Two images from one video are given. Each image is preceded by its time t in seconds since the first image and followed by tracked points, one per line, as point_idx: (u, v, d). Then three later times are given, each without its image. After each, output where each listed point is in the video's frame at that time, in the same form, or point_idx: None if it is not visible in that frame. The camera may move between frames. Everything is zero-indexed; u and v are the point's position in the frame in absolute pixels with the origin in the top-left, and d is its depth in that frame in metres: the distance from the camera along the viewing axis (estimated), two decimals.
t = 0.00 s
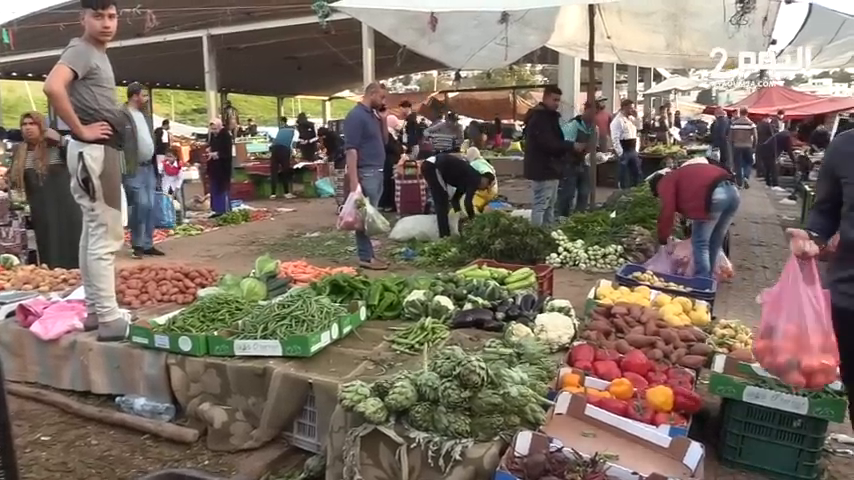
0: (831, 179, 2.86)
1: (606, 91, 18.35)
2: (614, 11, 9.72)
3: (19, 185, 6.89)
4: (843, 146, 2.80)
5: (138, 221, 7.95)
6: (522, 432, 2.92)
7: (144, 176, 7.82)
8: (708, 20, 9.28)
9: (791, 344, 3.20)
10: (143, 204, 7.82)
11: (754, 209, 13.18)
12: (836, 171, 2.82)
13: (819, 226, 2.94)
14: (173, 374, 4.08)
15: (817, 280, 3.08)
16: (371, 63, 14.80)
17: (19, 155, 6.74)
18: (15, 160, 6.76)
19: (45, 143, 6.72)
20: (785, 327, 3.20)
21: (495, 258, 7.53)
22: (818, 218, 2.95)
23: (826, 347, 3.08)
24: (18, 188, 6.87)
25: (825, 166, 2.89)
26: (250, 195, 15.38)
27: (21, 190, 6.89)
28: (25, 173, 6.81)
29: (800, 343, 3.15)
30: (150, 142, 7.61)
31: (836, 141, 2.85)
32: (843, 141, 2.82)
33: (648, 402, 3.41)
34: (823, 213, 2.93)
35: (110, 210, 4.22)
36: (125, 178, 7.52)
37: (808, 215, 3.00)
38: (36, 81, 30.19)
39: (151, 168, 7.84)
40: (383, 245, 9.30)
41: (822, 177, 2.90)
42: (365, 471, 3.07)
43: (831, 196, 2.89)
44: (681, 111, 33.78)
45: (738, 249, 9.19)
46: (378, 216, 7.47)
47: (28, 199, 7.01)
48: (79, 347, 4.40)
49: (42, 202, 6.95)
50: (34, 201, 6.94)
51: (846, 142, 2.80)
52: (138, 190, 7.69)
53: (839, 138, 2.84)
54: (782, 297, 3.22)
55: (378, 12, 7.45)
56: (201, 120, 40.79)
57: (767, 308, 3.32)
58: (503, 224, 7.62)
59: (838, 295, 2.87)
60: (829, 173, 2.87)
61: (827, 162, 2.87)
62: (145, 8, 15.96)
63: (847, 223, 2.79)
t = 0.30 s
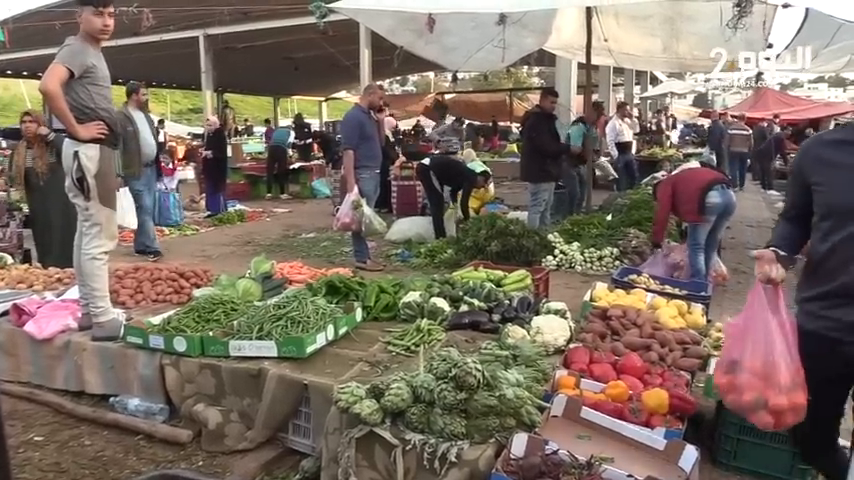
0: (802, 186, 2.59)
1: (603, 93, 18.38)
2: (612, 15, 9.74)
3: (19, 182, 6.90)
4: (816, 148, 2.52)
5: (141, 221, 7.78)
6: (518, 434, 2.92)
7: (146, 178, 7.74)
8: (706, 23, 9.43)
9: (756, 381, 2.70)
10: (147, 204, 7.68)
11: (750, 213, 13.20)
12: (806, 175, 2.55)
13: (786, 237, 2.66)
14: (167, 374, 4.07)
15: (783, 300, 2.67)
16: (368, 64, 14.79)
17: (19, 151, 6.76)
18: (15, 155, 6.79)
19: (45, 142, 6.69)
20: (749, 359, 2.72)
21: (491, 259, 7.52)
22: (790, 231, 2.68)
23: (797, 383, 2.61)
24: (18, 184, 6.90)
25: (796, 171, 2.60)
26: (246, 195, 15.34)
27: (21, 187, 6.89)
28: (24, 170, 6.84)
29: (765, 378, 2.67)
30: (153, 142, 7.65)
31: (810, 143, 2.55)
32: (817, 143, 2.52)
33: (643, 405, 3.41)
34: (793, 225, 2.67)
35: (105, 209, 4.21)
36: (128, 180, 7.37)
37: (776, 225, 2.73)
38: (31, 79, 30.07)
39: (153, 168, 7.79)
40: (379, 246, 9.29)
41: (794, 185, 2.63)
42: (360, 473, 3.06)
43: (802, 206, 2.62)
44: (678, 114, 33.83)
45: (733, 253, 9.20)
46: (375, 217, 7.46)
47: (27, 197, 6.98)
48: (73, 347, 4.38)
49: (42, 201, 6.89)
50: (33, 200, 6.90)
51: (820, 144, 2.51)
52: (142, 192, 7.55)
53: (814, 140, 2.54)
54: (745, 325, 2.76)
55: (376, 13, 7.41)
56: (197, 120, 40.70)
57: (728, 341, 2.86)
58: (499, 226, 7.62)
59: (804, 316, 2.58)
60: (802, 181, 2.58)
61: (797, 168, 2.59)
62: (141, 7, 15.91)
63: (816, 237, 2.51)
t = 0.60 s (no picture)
0: (769, 189, 2.37)
1: (600, 95, 18.39)
2: (609, 17, 9.74)
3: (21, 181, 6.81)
4: (784, 146, 2.30)
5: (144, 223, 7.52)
6: (515, 436, 2.91)
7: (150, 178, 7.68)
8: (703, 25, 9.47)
9: (717, 393, 2.45)
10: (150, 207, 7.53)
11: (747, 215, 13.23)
12: (774, 177, 2.32)
13: (752, 244, 2.45)
14: (164, 375, 4.06)
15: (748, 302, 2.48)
16: (365, 65, 14.79)
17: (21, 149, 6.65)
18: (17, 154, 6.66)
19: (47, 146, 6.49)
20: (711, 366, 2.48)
21: (488, 261, 7.53)
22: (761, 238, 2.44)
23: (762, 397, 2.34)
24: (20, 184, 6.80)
25: (762, 173, 2.38)
26: (243, 196, 15.31)
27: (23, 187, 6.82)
28: (27, 169, 6.73)
29: (729, 387, 2.42)
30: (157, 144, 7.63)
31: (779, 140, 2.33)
32: (785, 141, 2.30)
33: (640, 407, 3.41)
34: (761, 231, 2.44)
35: (102, 210, 4.19)
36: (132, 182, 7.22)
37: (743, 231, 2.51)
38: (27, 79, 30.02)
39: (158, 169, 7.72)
40: (376, 248, 9.29)
41: (761, 187, 2.40)
42: (357, 474, 3.06)
43: (772, 210, 2.39)
44: (675, 116, 33.84)
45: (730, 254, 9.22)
46: (372, 218, 7.45)
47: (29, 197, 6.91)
48: (69, 347, 4.37)
49: (45, 201, 6.85)
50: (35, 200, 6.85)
51: (789, 142, 2.29)
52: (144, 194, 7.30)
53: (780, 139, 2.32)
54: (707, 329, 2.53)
55: (373, 14, 7.39)
56: (194, 120, 40.65)
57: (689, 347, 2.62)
58: (496, 227, 7.64)
59: (773, 326, 2.37)
60: (769, 184, 2.36)
61: (764, 169, 2.36)
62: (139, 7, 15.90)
63: (789, 245, 2.29)
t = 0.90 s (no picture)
0: (715, 204, 2.02)
1: (601, 97, 18.40)
2: (611, 18, 9.74)
3: (25, 180, 6.77)
4: (723, 156, 1.96)
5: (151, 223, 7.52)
6: (516, 437, 2.90)
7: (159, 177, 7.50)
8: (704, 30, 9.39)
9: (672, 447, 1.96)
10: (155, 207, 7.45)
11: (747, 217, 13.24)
12: (720, 191, 1.98)
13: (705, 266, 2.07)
14: (163, 375, 4.05)
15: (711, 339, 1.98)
16: (366, 66, 14.79)
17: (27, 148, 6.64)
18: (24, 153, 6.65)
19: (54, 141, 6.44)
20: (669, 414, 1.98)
21: (488, 262, 7.53)
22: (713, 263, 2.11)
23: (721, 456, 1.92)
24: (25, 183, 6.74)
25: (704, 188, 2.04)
26: (243, 195, 15.30)
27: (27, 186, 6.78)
28: (32, 167, 6.71)
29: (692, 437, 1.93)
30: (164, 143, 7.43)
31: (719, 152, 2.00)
32: (726, 151, 1.96)
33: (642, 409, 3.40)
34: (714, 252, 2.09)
35: (103, 208, 4.17)
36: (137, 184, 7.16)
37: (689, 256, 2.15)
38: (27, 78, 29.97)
39: (165, 168, 7.49)
40: (377, 248, 9.27)
41: (704, 204, 2.06)
42: (358, 475, 3.05)
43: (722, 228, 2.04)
44: (676, 118, 33.86)
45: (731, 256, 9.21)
46: (372, 219, 7.45)
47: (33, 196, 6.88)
48: (69, 347, 4.35)
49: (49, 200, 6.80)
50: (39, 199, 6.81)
51: (730, 151, 1.95)
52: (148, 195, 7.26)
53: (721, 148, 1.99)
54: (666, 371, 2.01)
55: (375, 15, 7.39)
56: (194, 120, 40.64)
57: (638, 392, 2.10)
58: (496, 228, 7.63)
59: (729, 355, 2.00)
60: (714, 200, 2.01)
61: (707, 185, 2.02)
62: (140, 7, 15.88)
63: (744, 268, 1.94)
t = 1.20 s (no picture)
0: (685, 205, 1.83)
1: (609, 99, 18.36)
2: (621, 21, 9.71)
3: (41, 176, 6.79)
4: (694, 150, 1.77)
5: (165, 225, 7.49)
6: (524, 440, 2.86)
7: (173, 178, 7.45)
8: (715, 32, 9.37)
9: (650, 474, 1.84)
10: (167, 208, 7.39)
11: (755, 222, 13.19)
12: (687, 189, 1.79)
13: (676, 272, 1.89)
14: (172, 373, 4.05)
15: (684, 355, 1.88)
16: (375, 66, 14.78)
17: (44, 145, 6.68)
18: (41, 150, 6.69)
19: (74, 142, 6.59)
20: (642, 438, 1.87)
21: (496, 263, 7.52)
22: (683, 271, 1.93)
23: None
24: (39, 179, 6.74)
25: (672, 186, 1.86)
26: (251, 194, 15.36)
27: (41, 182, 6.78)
28: (48, 164, 6.72)
29: (666, 466, 1.82)
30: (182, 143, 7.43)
31: (689, 147, 1.81)
32: (695, 144, 1.78)
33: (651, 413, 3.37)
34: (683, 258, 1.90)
35: (114, 205, 4.17)
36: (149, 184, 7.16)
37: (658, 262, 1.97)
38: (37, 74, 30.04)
39: (180, 169, 7.48)
40: (384, 248, 9.27)
41: (672, 203, 1.87)
42: (365, 477, 3.04)
43: (691, 231, 1.86)
44: (685, 121, 33.73)
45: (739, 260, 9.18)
46: (380, 219, 7.44)
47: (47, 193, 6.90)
48: (77, 343, 4.36)
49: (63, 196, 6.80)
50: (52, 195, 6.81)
51: (700, 145, 1.77)
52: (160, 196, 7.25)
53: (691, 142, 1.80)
54: (638, 391, 1.90)
55: (386, 15, 7.38)
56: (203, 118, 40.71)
57: (605, 413, 1.99)
58: (504, 230, 7.61)
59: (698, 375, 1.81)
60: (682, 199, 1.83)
61: (674, 182, 1.84)
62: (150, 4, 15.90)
63: (711, 274, 1.75)
